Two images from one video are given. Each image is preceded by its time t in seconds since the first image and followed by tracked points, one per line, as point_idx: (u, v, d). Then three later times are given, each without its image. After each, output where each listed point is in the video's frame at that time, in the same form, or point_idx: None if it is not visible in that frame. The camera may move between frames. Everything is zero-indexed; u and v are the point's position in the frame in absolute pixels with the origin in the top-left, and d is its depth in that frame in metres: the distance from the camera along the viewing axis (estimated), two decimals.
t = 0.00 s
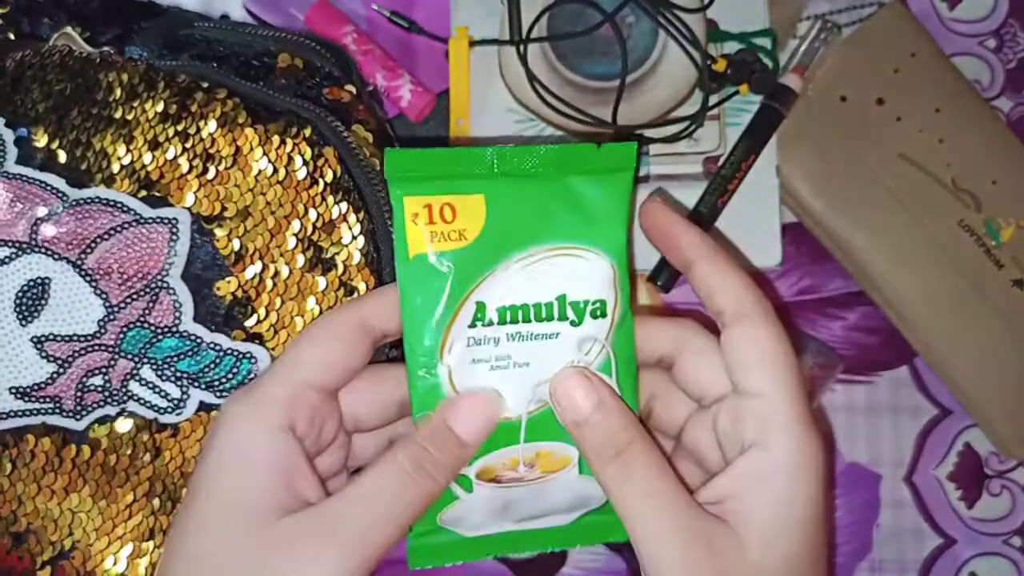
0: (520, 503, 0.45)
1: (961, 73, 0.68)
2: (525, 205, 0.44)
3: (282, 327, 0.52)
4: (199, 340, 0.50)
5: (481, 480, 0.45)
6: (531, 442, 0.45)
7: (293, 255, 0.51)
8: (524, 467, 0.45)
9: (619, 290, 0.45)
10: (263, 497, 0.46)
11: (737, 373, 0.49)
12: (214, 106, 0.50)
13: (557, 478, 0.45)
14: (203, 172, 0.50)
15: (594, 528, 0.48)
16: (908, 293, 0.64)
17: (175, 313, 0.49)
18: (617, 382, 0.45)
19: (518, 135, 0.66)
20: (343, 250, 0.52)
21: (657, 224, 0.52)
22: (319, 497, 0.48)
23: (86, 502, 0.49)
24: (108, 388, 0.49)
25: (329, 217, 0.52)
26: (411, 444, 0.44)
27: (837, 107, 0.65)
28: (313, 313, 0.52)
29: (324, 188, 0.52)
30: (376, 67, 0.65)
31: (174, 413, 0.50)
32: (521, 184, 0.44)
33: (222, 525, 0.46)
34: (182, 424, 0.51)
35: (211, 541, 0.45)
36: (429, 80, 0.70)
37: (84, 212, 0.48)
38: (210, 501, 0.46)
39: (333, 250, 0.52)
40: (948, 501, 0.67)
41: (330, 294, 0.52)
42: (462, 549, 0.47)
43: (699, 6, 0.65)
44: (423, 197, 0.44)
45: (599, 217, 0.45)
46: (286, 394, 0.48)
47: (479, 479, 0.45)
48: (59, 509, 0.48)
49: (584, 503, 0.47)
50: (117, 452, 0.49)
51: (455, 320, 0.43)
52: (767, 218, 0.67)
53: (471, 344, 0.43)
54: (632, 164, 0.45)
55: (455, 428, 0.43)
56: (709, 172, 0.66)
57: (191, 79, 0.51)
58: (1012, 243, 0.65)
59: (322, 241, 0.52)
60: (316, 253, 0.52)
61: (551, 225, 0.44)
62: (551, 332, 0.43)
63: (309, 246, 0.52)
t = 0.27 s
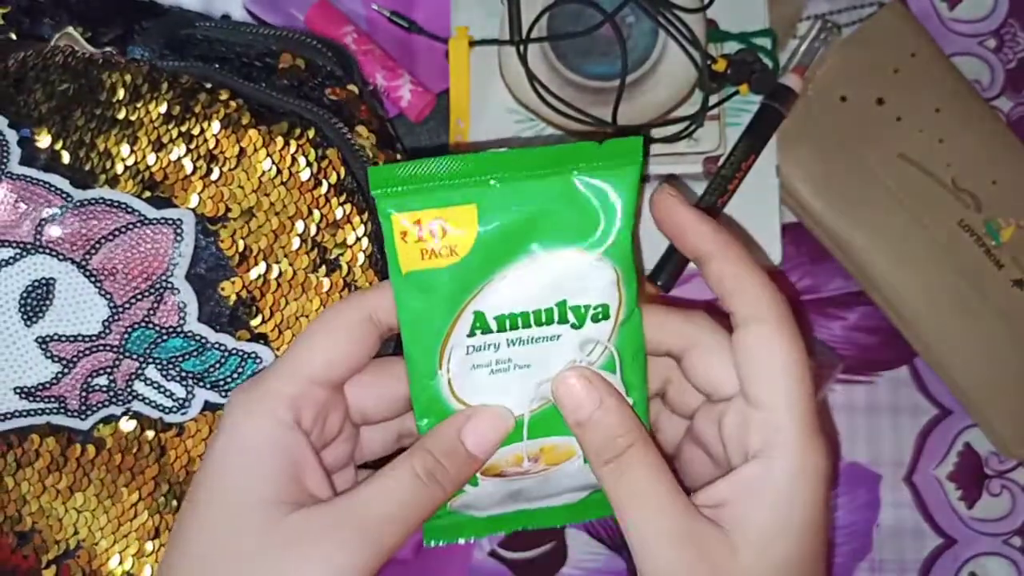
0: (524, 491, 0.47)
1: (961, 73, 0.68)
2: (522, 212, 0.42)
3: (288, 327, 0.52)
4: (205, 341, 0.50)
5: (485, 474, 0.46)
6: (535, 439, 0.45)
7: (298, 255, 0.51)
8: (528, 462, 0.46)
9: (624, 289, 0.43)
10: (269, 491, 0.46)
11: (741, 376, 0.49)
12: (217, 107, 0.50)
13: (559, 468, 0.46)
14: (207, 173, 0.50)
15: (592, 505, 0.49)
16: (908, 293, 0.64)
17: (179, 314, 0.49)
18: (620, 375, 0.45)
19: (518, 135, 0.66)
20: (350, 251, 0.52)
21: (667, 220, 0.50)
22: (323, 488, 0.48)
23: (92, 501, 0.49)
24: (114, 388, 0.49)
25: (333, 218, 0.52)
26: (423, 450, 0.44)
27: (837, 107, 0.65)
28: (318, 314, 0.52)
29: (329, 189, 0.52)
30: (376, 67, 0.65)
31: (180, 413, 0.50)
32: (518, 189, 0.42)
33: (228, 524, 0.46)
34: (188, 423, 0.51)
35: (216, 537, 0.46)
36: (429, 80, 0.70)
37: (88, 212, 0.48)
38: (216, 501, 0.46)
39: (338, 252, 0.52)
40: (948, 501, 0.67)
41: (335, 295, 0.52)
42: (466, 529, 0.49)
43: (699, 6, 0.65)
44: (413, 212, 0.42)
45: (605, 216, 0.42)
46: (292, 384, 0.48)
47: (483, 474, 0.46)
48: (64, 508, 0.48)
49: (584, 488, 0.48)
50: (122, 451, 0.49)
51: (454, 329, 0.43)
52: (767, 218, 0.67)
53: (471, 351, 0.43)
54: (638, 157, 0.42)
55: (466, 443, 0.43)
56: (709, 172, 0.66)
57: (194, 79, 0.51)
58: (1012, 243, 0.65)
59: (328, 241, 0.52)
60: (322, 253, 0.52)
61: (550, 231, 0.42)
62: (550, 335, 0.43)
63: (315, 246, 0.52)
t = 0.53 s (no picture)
0: (525, 475, 0.47)
1: (961, 73, 0.68)
2: (528, 227, 0.40)
3: (290, 326, 0.52)
4: (207, 341, 0.50)
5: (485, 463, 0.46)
6: (535, 432, 0.45)
7: (300, 255, 0.51)
8: (528, 452, 0.46)
9: (628, 295, 0.42)
10: (269, 491, 0.46)
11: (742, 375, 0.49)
12: (219, 107, 0.50)
13: (559, 456, 0.46)
14: (208, 173, 0.50)
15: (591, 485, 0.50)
16: (908, 293, 0.64)
17: (180, 313, 0.49)
18: (622, 373, 0.45)
19: (518, 135, 0.66)
20: (352, 251, 0.52)
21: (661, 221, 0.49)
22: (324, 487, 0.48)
23: (93, 501, 0.49)
24: (115, 387, 0.49)
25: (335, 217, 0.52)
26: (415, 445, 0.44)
27: (837, 107, 0.65)
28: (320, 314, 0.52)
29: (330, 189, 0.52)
30: (376, 67, 0.65)
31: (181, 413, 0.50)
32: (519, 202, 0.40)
33: (229, 523, 0.46)
34: (189, 423, 0.50)
35: (218, 536, 0.46)
36: (429, 80, 0.70)
37: (90, 212, 0.48)
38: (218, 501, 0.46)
39: (340, 252, 0.52)
40: (948, 501, 0.67)
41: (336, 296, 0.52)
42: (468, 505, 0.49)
43: (699, 6, 0.65)
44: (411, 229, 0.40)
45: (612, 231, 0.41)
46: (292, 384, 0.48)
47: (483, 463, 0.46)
48: (66, 507, 0.48)
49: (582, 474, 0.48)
50: (124, 451, 0.49)
51: (455, 334, 0.42)
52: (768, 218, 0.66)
53: (472, 354, 0.42)
54: (648, 171, 0.40)
55: (459, 439, 0.43)
56: (709, 172, 0.66)
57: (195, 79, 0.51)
58: (1012, 243, 0.65)
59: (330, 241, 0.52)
60: (324, 253, 0.52)
61: (556, 244, 0.41)
62: (553, 338, 0.42)
63: (317, 246, 0.52)
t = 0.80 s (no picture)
0: (526, 488, 0.45)
1: (961, 72, 0.68)
2: (514, 202, 0.44)
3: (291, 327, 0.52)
4: (207, 341, 0.50)
5: (483, 465, 0.45)
6: (533, 428, 0.45)
7: (301, 256, 0.51)
8: (526, 452, 0.45)
9: (613, 272, 0.44)
10: (269, 490, 0.46)
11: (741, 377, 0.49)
12: (219, 107, 0.50)
13: (560, 463, 0.45)
14: (209, 174, 0.50)
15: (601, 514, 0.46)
16: (908, 294, 0.64)
17: (181, 314, 0.49)
18: (619, 364, 0.45)
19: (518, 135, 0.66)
20: (356, 254, 0.52)
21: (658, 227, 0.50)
22: (324, 488, 0.48)
23: (94, 502, 0.48)
24: (115, 388, 0.49)
25: (336, 219, 0.52)
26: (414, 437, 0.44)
27: (837, 107, 0.65)
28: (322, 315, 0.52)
29: (331, 189, 0.52)
30: (376, 67, 0.66)
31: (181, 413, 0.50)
32: (506, 181, 0.44)
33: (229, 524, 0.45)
34: (190, 424, 0.50)
35: (216, 536, 0.45)
36: (429, 80, 0.70)
37: (91, 213, 0.48)
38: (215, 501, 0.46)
39: (341, 253, 0.52)
40: (948, 501, 0.67)
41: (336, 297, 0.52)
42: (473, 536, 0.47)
43: (699, 6, 0.65)
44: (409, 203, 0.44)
45: (591, 207, 0.44)
46: (294, 382, 0.48)
47: (481, 464, 0.45)
48: (66, 507, 0.48)
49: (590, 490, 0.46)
50: (124, 453, 0.49)
51: (450, 313, 0.44)
52: (767, 218, 0.67)
53: (467, 335, 0.44)
54: (620, 150, 0.44)
55: (457, 430, 0.43)
56: (709, 172, 0.66)
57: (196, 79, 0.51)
58: (1012, 243, 0.65)
59: (332, 241, 0.52)
60: (325, 254, 0.52)
61: (540, 219, 0.44)
62: (545, 320, 0.44)
63: (318, 246, 0.52)
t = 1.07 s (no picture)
0: (524, 488, 0.45)
1: (961, 72, 0.68)
2: (508, 201, 0.44)
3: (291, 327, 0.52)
4: (207, 341, 0.50)
5: (481, 465, 0.45)
6: (529, 428, 0.45)
7: (300, 256, 0.51)
8: (524, 452, 0.45)
9: (608, 272, 0.44)
10: (269, 490, 0.46)
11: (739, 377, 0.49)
12: (219, 107, 0.50)
13: (557, 464, 0.45)
14: (209, 174, 0.50)
15: (601, 515, 0.46)
16: (908, 293, 0.64)
17: (180, 314, 0.49)
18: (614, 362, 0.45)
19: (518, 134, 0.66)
20: (355, 254, 0.52)
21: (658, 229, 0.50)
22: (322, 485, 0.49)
23: (94, 501, 0.48)
24: (115, 387, 0.49)
25: (336, 219, 0.52)
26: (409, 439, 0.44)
27: (837, 107, 0.65)
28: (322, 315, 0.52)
29: (331, 189, 0.52)
30: (376, 67, 0.66)
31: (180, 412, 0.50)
32: (500, 181, 0.44)
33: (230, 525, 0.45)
34: (190, 424, 0.50)
35: (216, 536, 0.45)
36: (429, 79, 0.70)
37: (91, 212, 0.48)
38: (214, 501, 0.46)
39: (341, 253, 0.52)
40: (948, 501, 0.67)
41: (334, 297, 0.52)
42: (473, 536, 0.46)
43: (699, 6, 0.65)
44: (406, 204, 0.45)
45: (587, 206, 0.44)
46: (292, 381, 0.48)
47: (479, 464, 0.45)
48: (66, 507, 0.48)
49: (589, 490, 0.46)
50: (124, 453, 0.49)
51: (445, 313, 0.44)
52: (767, 218, 0.66)
53: (463, 335, 0.44)
54: (615, 148, 0.44)
55: (452, 433, 0.43)
56: (709, 172, 0.66)
57: (196, 79, 0.51)
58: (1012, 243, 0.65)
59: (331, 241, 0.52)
60: (325, 253, 0.52)
61: (535, 218, 0.44)
62: (540, 321, 0.44)
63: (317, 246, 0.52)
